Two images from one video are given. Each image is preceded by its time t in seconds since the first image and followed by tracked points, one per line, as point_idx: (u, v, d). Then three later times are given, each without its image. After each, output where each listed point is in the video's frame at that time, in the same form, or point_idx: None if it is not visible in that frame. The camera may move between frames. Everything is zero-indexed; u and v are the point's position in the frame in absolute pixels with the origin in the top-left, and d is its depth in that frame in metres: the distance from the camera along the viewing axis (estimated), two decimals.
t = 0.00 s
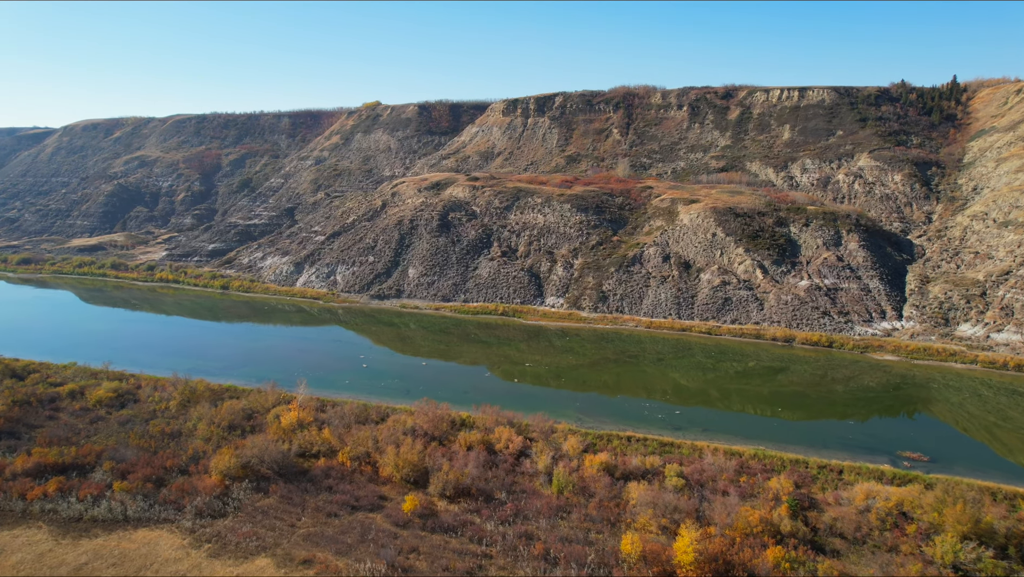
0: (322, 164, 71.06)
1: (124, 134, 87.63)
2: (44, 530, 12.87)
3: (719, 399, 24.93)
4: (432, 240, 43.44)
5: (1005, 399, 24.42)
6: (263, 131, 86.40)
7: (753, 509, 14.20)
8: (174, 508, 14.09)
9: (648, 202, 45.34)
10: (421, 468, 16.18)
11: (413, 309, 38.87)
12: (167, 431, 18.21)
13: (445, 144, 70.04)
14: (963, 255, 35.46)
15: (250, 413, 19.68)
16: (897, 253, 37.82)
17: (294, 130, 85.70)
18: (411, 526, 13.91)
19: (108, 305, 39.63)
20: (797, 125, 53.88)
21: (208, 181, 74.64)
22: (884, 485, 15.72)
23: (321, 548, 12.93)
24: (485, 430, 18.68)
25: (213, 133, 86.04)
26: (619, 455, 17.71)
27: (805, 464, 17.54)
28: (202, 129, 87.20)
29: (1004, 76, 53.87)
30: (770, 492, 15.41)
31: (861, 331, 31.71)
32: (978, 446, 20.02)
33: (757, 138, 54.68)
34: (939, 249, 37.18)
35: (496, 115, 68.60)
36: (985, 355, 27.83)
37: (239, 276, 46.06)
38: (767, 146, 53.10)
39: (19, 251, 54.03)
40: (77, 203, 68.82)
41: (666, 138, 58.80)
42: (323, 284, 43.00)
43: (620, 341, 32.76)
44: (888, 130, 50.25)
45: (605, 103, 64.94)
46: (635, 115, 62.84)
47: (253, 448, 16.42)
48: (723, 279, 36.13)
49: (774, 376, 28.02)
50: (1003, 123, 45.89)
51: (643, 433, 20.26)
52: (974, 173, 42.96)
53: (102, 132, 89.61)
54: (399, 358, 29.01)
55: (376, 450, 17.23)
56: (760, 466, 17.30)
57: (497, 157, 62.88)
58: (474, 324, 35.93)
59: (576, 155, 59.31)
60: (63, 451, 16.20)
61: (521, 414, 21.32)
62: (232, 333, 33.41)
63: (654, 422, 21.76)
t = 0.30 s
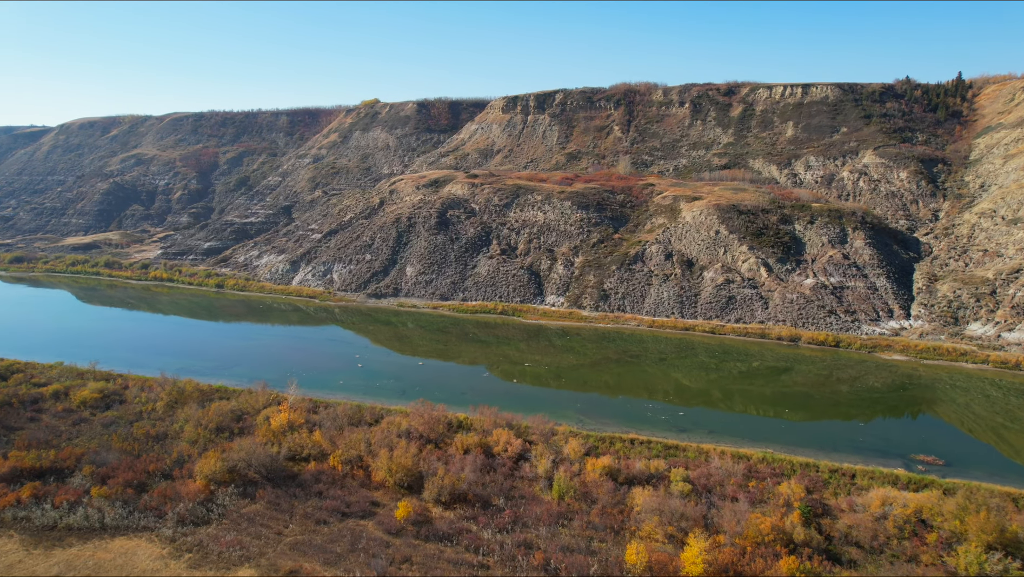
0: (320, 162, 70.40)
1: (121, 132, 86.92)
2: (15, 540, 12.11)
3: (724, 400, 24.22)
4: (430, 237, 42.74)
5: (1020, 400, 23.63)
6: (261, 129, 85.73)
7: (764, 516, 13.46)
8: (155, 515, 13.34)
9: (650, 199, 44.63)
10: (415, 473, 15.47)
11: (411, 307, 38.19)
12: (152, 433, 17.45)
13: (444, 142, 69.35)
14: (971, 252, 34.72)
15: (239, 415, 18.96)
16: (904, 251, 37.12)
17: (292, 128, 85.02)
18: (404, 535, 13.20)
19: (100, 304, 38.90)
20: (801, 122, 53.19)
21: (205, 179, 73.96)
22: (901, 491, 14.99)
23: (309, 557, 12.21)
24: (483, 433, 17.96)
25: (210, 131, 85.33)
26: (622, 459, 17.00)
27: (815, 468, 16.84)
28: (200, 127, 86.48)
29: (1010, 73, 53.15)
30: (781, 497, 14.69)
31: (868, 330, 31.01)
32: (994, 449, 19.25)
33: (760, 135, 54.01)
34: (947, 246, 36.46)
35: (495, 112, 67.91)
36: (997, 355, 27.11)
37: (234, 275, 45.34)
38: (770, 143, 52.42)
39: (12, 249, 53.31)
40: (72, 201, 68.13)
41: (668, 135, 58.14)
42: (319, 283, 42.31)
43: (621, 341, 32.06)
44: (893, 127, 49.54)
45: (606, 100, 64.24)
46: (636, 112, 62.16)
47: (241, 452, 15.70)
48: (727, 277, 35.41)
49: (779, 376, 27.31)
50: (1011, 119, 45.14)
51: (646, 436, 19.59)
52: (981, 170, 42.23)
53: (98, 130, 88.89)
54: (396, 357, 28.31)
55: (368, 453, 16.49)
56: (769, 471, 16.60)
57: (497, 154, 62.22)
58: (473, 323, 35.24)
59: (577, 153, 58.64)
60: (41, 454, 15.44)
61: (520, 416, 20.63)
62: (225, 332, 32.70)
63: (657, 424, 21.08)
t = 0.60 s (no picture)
0: (318, 160, 69.70)
1: (117, 130, 86.19)
2: None
3: (729, 401, 23.51)
4: (428, 235, 42.03)
5: None
6: (259, 127, 85.04)
7: (776, 524, 12.72)
8: (134, 523, 12.59)
9: (652, 197, 43.92)
10: (409, 478, 14.77)
11: (408, 306, 37.50)
12: (136, 436, 16.70)
13: (443, 139, 68.65)
14: (981, 250, 33.97)
15: (228, 417, 18.24)
16: (911, 248, 36.41)
17: (291, 126, 84.35)
18: (397, 544, 12.49)
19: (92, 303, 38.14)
20: (804, 119, 52.48)
21: (202, 177, 73.30)
22: (919, 497, 14.26)
23: (295, 568, 11.49)
24: (481, 436, 17.26)
25: (207, 129, 84.64)
26: (625, 463, 16.29)
27: (827, 473, 16.11)
28: (197, 125, 85.77)
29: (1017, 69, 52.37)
30: (793, 504, 13.96)
31: (876, 330, 30.29)
32: (1013, 453, 18.44)
33: (763, 132, 53.32)
34: (955, 244, 35.72)
35: (495, 109, 67.21)
36: (1009, 355, 26.37)
37: (230, 273, 44.63)
38: (773, 140, 51.73)
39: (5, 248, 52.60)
40: (67, 200, 67.44)
41: (669, 132, 57.43)
42: (316, 281, 41.61)
43: (623, 340, 31.34)
44: (898, 124, 48.82)
45: (607, 97, 63.54)
46: (637, 109, 61.46)
47: (227, 456, 14.97)
48: (731, 275, 34.71)
49: (785, 376, 26.58)
50: (1018, 115, 44.36)
51: (650, 438, 18.89)
52: (988, 167, 41.47)
53: (95, 128, 88.20)
54: (393, 357, 27.58)
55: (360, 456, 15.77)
56: (779, 475, 15.88)
57: (496, 152, 61.53)
58: (472, 322, 34.56)
59: (577, 150, 57.96)
60: (16, 458, 14.67)
61: (519, 418, 19.91)
62: (219, 331, 31.96)
63: (662, 425, 20.37)
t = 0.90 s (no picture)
0: (316, 158, 69.01)
1: (114, 128, 85.48)
2: None
3: (734, 402, 22.79)
4: (426, 233, 41.33)
5: None
6: (257, 125, 84.35)
7: (791, 534, 11.99)
8: (109, 533, 11.83)
9: (654, 194, 43.21)
10: (403, 483, 14.07)
11: (406, 305, 36.81)
12: (118, 439, 15.92)
13: (442, 137, 67.95)
14: (990, 248, 33.16)
15: (216, 419, 17.50)
16: (918, 247, 35.69)
17: (289, 124, 83.68)
18: (388, 555, 11.76)
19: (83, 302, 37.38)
20: (808, 116, 51.76)
21: (199, 175, 72.60)
22: (940, 504, 13.52)
23: None
24: (479, 440, 16.53)
25: (205, 127, 83.92)
26: (630, 467, 15.58)
27: (841, 478, 15.38)
28: (194, 123, 85.05)
29: None
30: (808, 511, 13.23)
31: (884, 329, 29.57)
32: None
33: (767, 129, 52.61)
34: (963, 242, 34.95)
35: (494, 106, 66.49)
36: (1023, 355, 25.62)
37: (225, 272, 43.91)
38: (776, 137, 51.03)
39: None
40: (62, 198, 66.72)
41: (671, 129, 56.71)
42: (312, 280, 40.90)
43: (625, 340, 30.63)
44: (903, 121, 48.06)
45: (608, 94, 62.81)
46: (639, 106, 60.76)
47: (212, 460, 14.23)
48: (735, 274, 33.99)
49: (792, 377, 25.86)
50: None
51: (654, 441, 18.18)
52: (996, 164, 40.65)
53: (92, 126, 87.48)
54: (389, 357, 26.86)
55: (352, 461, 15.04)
56: (790, 481, 15.15)
57: (496, 149, 60.86)
58: (470, 321, 33.86)
59: (578, 147, 57.27)
60: None
61: (518, 420, 19.21)
62: (212, 331, 31.21)
63: (666, 428, 19.65)
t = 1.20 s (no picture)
0: (313, 156, 68.31)
1: (110, 126, 84.73)
2: None
3: (740, 404, 22.07)
4: (424, 231, 40.61)
5: None
6: (254, 123, 83.64)
7: (806, 546, 11.27)
8: (80, 546, 11.06)
9: (656, 191, 42.48)
10: (395, 492, 13.35)
11: (403, 304, 36.10)
12: (98, 443, 15.17)
13: (441, 135, 67.28)
14: (1000, 246, 32.39)
15: (203, 423, 16.79)
16: (926, 245, 34.96)
17: (286, 122, 82.95)
18: (378, 569, 11.02)
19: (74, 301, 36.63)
20: (812, 112, 51.05)
21: (196, 174, 71.90)
22: (962, 515, 12.80)
23: None
24: (476, 445, 15.80)
25: (202, 125, 83.21)
26: (634, 474, 14.86)
27: (856, 485, 14.64)
28: (191, 121, 84.32)
29: None
30: (823, 521, 12.51)
31: (893, 329, 28.84)
32: None
33: (770, 126, 51.91)
34: (972, 239, 34.17)
35: (494, 104, 65.77)
36: None
37: (219, 271, 43.15)
38: (780, 134, 50.32)
39: None
40: (57, 196, 66.00)
41: (673, 126, 56.00)
42: (307, 279, 40.18)
43: (627, 340, 29.92)
44: (909, 117, 47.30)
45: (609, 91, 62.08)
46: (640, 103, 60.02)
47: (194, 467, 13.48)
48: (739, 272, 33.27)
49: (799, 378, 25.14)
50: None
51: (658, 446, 17.45)
52: (1004, 160, 39.83)
53: (88, 124, 86.75)
54: (385, 357, 26.14)
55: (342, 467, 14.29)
56: (803, 488, 14.41)
57: (495, 147, 60.14)
58: (469, 321, 33.13)
59: (578, 145, 56.54)
60: None
61: (517, 424, 18.51)
62: (204, 330, 30.48)
63: (671, 431, 18.93)
